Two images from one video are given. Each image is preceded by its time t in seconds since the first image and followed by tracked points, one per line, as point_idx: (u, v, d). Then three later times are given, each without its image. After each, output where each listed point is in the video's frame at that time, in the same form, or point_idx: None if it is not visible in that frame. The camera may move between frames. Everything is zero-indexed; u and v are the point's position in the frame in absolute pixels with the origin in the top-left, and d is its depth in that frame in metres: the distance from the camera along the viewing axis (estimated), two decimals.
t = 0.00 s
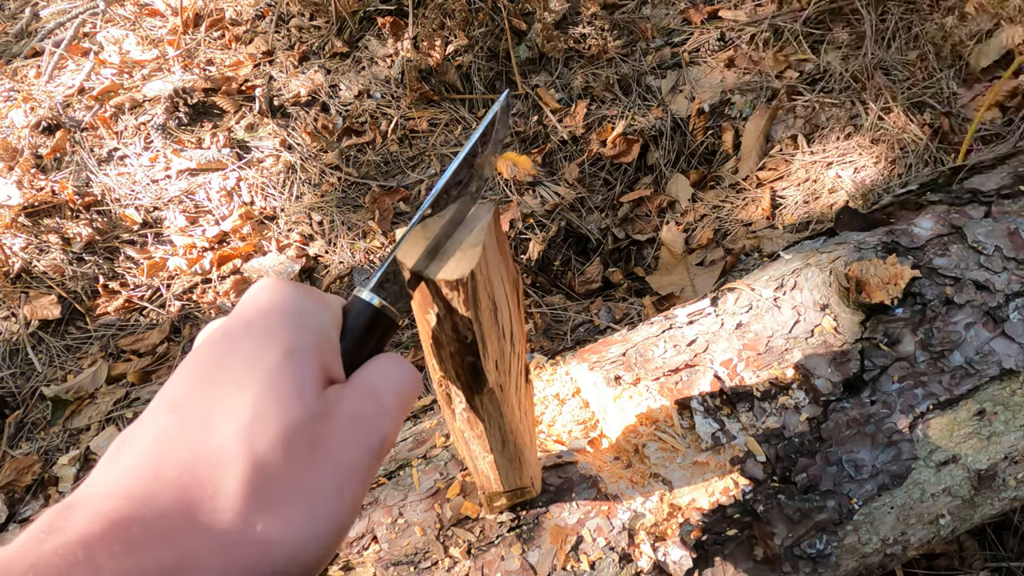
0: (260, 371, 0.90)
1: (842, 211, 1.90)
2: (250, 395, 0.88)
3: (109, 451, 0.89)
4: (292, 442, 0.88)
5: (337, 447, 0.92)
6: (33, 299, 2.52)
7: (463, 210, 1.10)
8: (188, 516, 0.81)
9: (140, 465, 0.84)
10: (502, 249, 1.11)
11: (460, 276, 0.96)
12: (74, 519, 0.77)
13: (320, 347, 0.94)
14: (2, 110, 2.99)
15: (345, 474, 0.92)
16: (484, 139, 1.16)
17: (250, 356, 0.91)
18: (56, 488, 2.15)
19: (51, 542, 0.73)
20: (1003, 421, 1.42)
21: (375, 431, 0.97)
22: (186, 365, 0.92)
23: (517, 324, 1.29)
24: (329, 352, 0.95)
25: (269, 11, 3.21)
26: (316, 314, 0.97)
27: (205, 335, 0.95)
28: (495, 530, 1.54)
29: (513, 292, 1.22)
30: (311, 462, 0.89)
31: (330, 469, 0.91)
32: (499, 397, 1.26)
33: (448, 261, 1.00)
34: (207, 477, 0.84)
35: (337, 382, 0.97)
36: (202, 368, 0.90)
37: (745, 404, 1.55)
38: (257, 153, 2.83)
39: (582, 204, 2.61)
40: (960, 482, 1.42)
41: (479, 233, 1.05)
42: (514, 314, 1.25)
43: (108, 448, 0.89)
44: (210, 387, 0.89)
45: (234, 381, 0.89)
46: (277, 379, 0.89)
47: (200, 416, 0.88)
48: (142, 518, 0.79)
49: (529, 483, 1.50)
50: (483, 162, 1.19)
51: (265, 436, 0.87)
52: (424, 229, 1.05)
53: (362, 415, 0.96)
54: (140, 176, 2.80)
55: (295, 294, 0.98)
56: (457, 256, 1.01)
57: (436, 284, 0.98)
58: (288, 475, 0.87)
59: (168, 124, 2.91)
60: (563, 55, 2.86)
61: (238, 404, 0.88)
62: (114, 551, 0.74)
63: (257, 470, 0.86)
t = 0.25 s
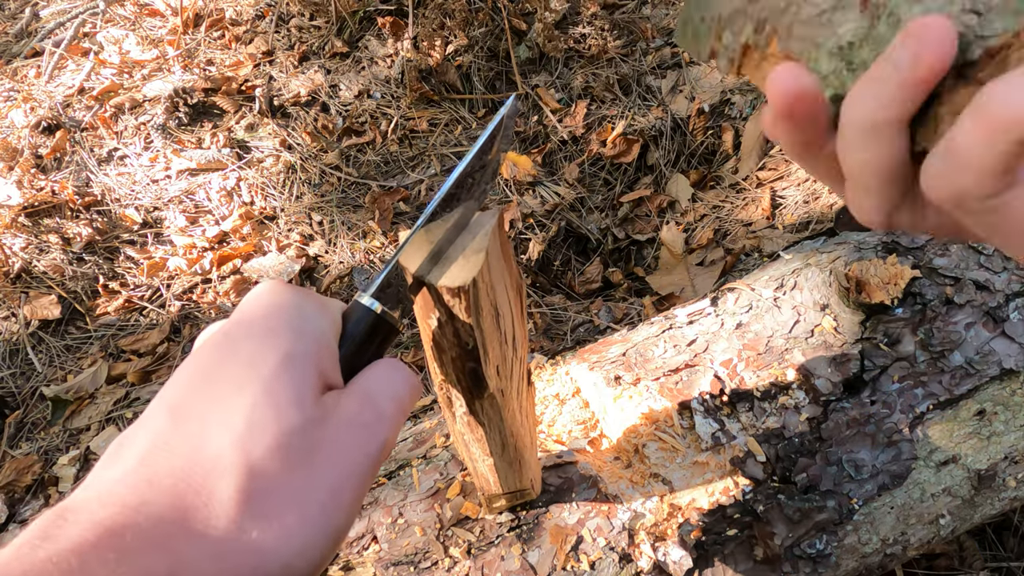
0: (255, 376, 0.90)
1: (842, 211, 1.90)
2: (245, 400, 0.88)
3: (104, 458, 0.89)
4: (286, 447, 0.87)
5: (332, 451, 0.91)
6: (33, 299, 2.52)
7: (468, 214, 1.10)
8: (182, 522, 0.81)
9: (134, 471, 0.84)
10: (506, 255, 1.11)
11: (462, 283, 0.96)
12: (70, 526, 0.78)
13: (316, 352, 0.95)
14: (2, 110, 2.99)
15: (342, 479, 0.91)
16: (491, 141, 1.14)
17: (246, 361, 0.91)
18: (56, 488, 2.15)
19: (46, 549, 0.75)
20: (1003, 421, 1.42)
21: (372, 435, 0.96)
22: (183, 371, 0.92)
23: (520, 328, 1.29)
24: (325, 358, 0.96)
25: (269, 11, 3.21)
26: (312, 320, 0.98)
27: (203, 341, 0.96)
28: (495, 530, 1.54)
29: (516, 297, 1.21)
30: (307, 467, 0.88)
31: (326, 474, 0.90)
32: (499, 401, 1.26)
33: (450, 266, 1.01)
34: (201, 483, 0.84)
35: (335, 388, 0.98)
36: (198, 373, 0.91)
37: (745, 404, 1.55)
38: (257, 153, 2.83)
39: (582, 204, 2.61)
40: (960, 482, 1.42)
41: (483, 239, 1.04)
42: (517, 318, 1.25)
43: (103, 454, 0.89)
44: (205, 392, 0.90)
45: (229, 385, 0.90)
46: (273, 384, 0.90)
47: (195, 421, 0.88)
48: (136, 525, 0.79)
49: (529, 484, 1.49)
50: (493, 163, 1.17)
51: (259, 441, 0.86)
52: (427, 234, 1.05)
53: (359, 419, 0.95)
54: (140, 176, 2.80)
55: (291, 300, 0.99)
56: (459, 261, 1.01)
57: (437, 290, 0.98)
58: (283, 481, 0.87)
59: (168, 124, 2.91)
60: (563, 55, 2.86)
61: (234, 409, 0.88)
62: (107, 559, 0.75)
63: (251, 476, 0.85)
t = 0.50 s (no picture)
0: (255, 372, 0.90)
1: (842, 211, 1.90)
2: (245, 397, 0.88)
3: (103, 454, 0.89)
4: (286, 443, 0.87)
5: (332, 447, 0.91)
6: (33, 299, 2.52)
7: (465, 211, 1.10)
8: (184, 518, 0.81)
9: (135, 467, 0.84)
10: (503, 252, 1.11)
11: (459, 278, 0.96)
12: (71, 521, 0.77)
13: (315, 349, 0.95)
14: (2, 110, 2.99)
15: (340, 476, 0.92)
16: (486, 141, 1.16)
17: (246, 358, 0.91)
18: (55, 488, 2.15)
19: (47, 545, 0.74)
20: (1003, 421, 1.42)
21: (370, 432, 0.97)
22: (182, 367, 0.92)
23: (518, 326, 1.29)
24: (323, 355, 0.96)
25: (269, 11, 3.21)
26: (311, 317, 0.98)
27: (201, 338, 0.96)
28: (495, 530, 1.54)
29: (514, 294, 1.22)
30: (306, 464, 0.89)
31: (326, 470, 0.90)
32: (498, 399, 1.26)
33: (447, 262, 1.01)
34: (201, 479, 0.84)
35: (334, 384, 0.97)
36: (197, 369, 0.91)
37: (745, 404, 1.55)
38: (257, 153, 2.83)
39: (582, 204, 2.61)
40: (960, 482, 1.42)
41: (480, 235, 1.05)
42: (515, 316, 1.25)
43: (101, 450, 0.89)
44: (205, 388, 0.90)
45: (229, 382, 0.89)
46: (273, 381, 0.89)
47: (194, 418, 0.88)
48: (137, 520, 0.79)
49: (528, 483, 1.49)
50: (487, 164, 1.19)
51: (260, 437, 0.86)
52: (424, 231, 1.05)
53: (358, 416, 0.95)
54: (140, 176, 2.80)
55: (291, 297, 0.99)
56: (456, 258, 1.01)
57: (435, 285, 0.98)
58: (282, 477, 0.87)
59: (169, 124, 2.91)
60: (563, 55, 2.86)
61: (234, 405, 0.88)
62: (109, 554, 0.75)
63: (251, 471, 0.85)
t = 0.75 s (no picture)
0: (251, 371, 0.90)
1: (842, 211, 1.90)
2: (242, 395, 0.88)
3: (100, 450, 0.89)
4: (284, 443, 0.87)
5: (329, 446, 0.91)
6: (33, 299, 2.52)
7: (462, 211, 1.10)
8: (181, 516, 0.81)
9: (133, 464, 0.84)
10: (501, 251, 1.11)
11: (456, 278, 0.95)
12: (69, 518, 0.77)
13: (312, 349, 0.95)
14: (2, 110, 2.99)
15: (337, 475, 0.92)
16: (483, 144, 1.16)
17: (243, 357, 0.91)
18: (56, 488, 2.15)
19: (44, 542, 0.74)
20: (1003, 421, 1.42)
21: (368, 431, 0.97)
22: (179, 364, 0.92)
23: (516, 326, 1.29)
24: (320, 354, 0.96)
25: (269, 11, 3.20)
26: (309, 316, 0.98)
27: (198, 335, 0.95)
28: (495, 530, 1.54)
29: (512, 294, 1.21)
30: (303, 463, 0.89)
31: (323, 469, 0.91)
32: (496, 399, 1.26)
33: (445, 262, 1.00)
34: (199, 477, 0.84)
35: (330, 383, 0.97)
36: (193, 367, 0.90)
37: (745, 404, 1.55)
38: (257, 153, 2.83)
39: (582, 204, 2.61)
40: (960, 482, 1.42)
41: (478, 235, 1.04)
42: (513, 316, 1.25)
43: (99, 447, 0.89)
44: (202, 386, 0.89)
45: (226, 381, 0.89)
46: (270, 380, 0.89)
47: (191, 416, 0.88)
48: (135, 518, 0.79)
49: (528, 483, 1.49)
50: (482, 166, 1.20)
51: (257, 436, 0.86)
52: (421, 230, 1.04)
53: (355, 415, 0.95)
54: (140, 176, 2.80)
55: (288, 295, 0.98)
56: (453, 257, 1.00)
57: (432, 285, 0.97)
58: (280, 477, 0.87)
59: (169, 124, 2.91)
60: (563, 55, 2.86)
61: (231, 404, 0.88)
62: (108, 551, 0.75)
63: (249, 470, 0.85)
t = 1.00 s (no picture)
0: (250, 372, 0.89)
1: (842, 210, 1.89)
2: (241, 396, 0.88)
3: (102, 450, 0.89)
4: (282, 444, 0.87)
5: (328, 448, 0.91)
6: (33, 299, 2.52)
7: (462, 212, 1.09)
8: (179, 517, 0.81)
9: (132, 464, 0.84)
10: (501, 252, 1.11)
11: (456, 279, 0.96)
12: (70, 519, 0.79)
13: (311, 349, 0.94)
14: (2, 110, 2.99)
15: (336, 476, 0.92)
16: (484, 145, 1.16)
17: (242, 357, 0.91)
18: (56, 488, 2.15)
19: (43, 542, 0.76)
20: (1003, 421, 1.42)
21: (367, 432, 0.96)
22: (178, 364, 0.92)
23: (517, 327, 1.29)
24: (319, 355, 0.96)
25: (269, 11, 3.20)
26: (309, 316, 0.98)
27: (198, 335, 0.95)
28: (495, 530, 1.54)
29: (513, 295, 1.21)
30: (302, 464, 0.89)
31: (323, 470, 0.91)
32: (496, 400, 1.26)
33: (445, 262, 1.00)
34: (197, 478, 0.84)
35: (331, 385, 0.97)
36: (193, 367, 0.90)
37: (745, 404, 1.55)
38: (257, 153, 2.83)
39: (582, 204, 2.61)
40: (960, 482, 1.42)
41: (478, 235, 1.04)
42: (514, 317, 1.25)
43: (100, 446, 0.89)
44: (202, 386, 0.89)
45: (225, 381, 0.89)
46: (269, 381, 0.89)
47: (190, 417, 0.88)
48: (134, 518, 0.80)
49: (528, 484, 1.50)
50: (483, 166, 1.19)
51: (255, 438, 0.86)
52: (422, 231, 1.05)
53: (355, 417, 0.95)
54: (140, 176, 2.80)
55: (288, 296, 0.98)
56: (454, 258, 1.01)
57: (432, 286, 0.98)
58: (279, 478, 0.87)
59: (169, 124, 2.91)
60: (563, 55, 2.86)
61: (229, 405, 0.87)
62: (106, 551, 0.76)
63: (248, 471, 0.85)
